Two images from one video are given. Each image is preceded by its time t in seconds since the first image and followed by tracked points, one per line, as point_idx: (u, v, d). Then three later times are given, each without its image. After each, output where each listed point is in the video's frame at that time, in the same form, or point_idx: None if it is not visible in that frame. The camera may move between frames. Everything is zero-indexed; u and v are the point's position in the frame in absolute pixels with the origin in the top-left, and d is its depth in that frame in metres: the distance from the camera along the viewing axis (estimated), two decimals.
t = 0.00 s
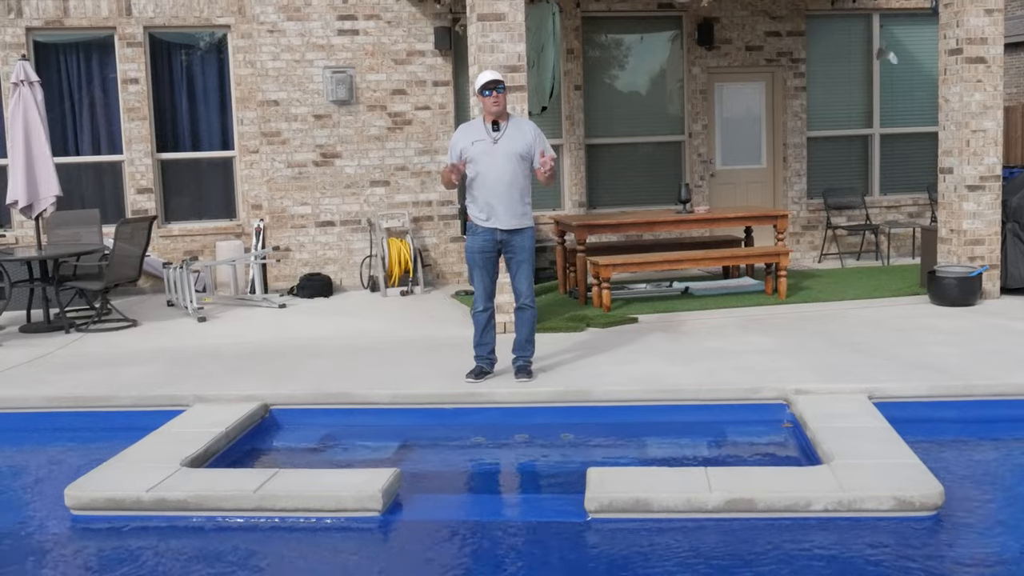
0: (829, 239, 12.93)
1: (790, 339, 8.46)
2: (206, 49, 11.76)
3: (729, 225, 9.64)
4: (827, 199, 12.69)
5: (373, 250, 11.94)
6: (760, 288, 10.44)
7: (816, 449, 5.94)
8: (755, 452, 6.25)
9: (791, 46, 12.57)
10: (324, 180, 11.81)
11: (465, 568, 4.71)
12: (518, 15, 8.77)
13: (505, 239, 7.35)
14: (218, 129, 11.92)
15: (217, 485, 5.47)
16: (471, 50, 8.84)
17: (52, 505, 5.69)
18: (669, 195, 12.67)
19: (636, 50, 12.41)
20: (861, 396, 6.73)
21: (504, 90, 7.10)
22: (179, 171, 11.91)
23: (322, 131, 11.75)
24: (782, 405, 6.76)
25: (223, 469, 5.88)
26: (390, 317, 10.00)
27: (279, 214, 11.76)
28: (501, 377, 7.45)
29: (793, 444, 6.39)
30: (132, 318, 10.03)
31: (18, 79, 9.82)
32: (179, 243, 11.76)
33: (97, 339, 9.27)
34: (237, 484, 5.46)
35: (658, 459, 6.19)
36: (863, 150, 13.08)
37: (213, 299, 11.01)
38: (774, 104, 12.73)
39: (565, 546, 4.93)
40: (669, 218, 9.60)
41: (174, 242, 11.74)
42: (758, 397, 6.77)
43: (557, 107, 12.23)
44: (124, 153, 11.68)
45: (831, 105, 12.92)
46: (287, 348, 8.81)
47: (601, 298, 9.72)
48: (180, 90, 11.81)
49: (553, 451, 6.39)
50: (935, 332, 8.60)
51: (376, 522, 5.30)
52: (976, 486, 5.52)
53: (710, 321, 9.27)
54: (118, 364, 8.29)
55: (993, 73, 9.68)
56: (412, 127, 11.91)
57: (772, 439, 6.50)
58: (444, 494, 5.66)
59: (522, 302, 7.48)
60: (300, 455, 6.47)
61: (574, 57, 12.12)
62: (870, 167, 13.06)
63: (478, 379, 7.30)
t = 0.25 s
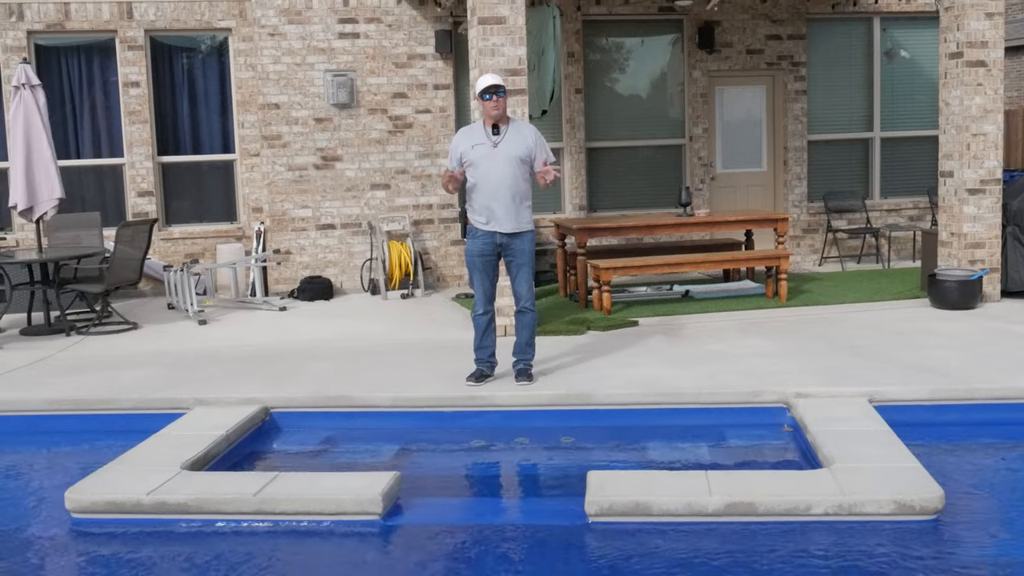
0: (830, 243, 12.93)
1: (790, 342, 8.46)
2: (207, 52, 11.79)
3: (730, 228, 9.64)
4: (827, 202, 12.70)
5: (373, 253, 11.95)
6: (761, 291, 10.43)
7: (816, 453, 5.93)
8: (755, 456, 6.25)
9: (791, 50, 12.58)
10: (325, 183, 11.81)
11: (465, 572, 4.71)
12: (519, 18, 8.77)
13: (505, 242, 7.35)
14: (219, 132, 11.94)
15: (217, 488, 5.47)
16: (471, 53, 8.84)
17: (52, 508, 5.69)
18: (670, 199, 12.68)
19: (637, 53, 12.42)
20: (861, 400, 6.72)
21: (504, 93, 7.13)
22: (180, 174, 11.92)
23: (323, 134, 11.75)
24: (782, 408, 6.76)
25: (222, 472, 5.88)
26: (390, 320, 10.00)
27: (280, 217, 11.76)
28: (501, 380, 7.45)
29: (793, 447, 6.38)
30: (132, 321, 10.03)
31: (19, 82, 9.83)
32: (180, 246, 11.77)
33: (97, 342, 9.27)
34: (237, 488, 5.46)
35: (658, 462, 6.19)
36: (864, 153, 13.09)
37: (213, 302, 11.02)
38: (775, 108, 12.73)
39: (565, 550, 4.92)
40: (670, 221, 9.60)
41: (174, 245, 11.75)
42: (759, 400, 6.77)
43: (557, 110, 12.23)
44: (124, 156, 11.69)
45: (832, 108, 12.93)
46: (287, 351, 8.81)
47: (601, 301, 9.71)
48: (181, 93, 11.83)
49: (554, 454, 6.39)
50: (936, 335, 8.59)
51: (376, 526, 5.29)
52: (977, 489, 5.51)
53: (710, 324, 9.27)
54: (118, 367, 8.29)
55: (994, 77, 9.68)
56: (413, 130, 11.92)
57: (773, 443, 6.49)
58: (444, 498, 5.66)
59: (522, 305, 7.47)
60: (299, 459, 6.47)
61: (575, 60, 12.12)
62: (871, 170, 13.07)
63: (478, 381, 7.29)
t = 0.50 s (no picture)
0: (829, 246, 12.94)
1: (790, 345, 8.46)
2: (208, 54, 11.79)
3: (729, 231, 9.65)
4: (827, 205, 12.71)
5: (373, 255, 11.95)
6: (761, 294, 10.44)
7: (815, 456, 5.93)
8: (755, 458, 6.25)
9: (791, 52, 12.59)
10: (324, 185, 11.81)
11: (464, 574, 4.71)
12: (519, 21, 8.78)
13: (504, 245, 7.35)
14: (219, 133, 11.94)
15: (217, 490, 5.47)
16: (472, 56, 8.85)
17: (51, 509, 5.69)
18: (669, 202, 12.68)
19: (637, 55, 12.42)
20: (861, 403, 6.72)
21: (504, 96, 7.13)
22: (180, 175, 11.92)
23: (323, 136, 11.76)
24: (781, 411, 6.76)
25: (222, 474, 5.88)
26: (390, 322, 10.00)
27: (280, 219, 11.76)
28: (500, 382, 7.45)
29: (792, 450, 6.38)
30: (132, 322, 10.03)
31: (19, 83, 9.82)
32: (179, 247, 11.77)
33: (96, 343, 9.27)
34: (237, 489, 5.46)
35: (657, 464, 6.20)
36: (864, 156, 13.09)
37: (213, 303, 11.02)
38: (775, 111, 12.74)
39: (564, 552, 4.93)
40: (670, 224, 9.61)
41: (174, 246, 11.74)
42: (758, 403, 6.77)
43: (557, 112, 12.24)
44: (124, 157, 11.69)
45: (832, 111, 12.94)
46: (286, 353, 8.81)
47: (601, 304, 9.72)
48: (181, 95, 11.83)
49: (553, 456, 6.39)
50: (935, 338, 8.60)
51: (375, 527, 5.29)
52: (976, 492, 5.51)
53: (710, 327, 9.27)
54: (117, 368, 8.29)
55: (994, 80, 9.69)
56: (413, 132, 11.92)
57: (772, 445, 6.49)
58: (444, 499, 5.66)
59: (522, 308, 7.48)
60: (299, 460, 6.47)
61: (575, 63, 12.12)
62: (870, 173, 13.08)
63: (477, 384, 7.28)
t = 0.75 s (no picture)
0: (830, 246, 12.93)
1: (790, 345, 8.46)
2: (208, 53, 11.79)
3: (730, 231, 9.64)
4: (828, 205, 12.71)
5: (373, 254, 11.95)
6: (761, 293, 10.43)
7: (815, 456, 5.93)
8: (754, 458, 6.24)
9: (792, 52, 12.58)
10: (325, 185, 11.81)
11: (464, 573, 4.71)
12: (519, 20, 8.77)
13: (504, 244, 7.35)
14: (220, 133, 11.94)
15: (217, 489, 5.47)
16: (472, 55, 8.84)
17: (51, 508, 5.69)
18: (670, 201, 12.68)
19: (638, 55, 12.42)
20: (861, 402, 6.72)
21: (504, 95, 7.12)
22: (180, 175, 11.92)
23: (323, 136, 11.75)
24: (781, 411, 6.75)
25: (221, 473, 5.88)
26: (390, 321, 10.00)
27: (280, 218, 11.76)
28: (500, 382, 7.44)
29: (793, 450, 6.38)
30: (132, 321, 10.03)
31: (20, 83, 9.83)
32: (179, 246, 11.77)
33: (96, 342, 9.26)
34: (237, 489, 5.46)
35: (657, 464, 6.20)
36: (864, 156, 13.08)
37: (213, 303, 11.02)
38: (776, 111, 12.74)
39: (563, 552, 4.92)
40: (670, 223, 9.61)
41: (174, 246, 11.75)
42: (758, 403, 6.77)
43: (558, 112, 12.24)
44: (125, 157, 11.69)
45: (832, 111, 12.93)
46: (286, 352, 8.81)
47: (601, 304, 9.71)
48: (182, 94, 11.83)
49: (553, 456, 6.39)
50: (936, 338, 8.59)
51: (374, 527, 5.28)
52: (976, 492, 5.51)
53: (710, 327, 9.27)
54: (117, 367, 8.29)
55: (995, 80, 9.68)
56: (414, 132, 11.92)
57: (772, 445, 6.49)
58: (444, 499, 5.66)
59: (522, 307, 7.50)
60: (299, 459, 6.47)
61: (575, 63, 12.12)
62: (871, 173, 13.07)
63: (478, 383, 7.28)
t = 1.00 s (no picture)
0: (830, 245, 12.93)
1: (790, 343, 8.45)
2: (209, 52, 11.79)
3: (730, 229, 9.64)
4: (828, 204, 12.72)
5: (373, 253, 11.95)
6: (762, 292, 10.43)
7: (816, 454, 5.93)
8: (755, 457, 6.24)
9: (792, 51, 12.58)
10: (325, 183, 11.81)
11: (464, 572, 4.70)
12: (520, 19, 8.76)
13: (504, 243, 7.34)
14: (220, 131, 11.94)
15: (217, 488, 5.47)
16: (472, 53, 8.84)
17: (50, 507, 5.68)
18: (670, 200, 12.68)
19: (638, 54, 12.42)
20: (861, 401, 6.71)
21: (504, 94, 7.13)
22: (180, 173, 11.92)
23: (324, 134, 11.75)
24: (782, 409, 6.75)
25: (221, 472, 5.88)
26: (390, 320, 10.00)
27: (281, 217, 11.75)
28: (500, 381, 7.44)
29: (793, 449, 6.38)
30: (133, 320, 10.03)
31: (21, 81, 9.83)
32: (180, 245, 11.77)
33: (97, 341, 9.26)
34: (237, 487, 5.46)
35: (657, 463, 6.19)
36: (865, 155, 13.08)
37: (214, 301, 11.02)
38: (776, 109, 12.74)
39: (563, 551, 4.92)
40: (671, 222, 9.61)
41: (175, 244, 11.75)
42: (759, 402, 6.77)
43: (558, 111, 12.23)
44: (125, 155, 11.69)
45: (832, 110, 12.93)
46: (286, 351, 8.80)
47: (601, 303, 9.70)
48: (182, 92, 11.83)
49: (553, 454, 6.38)
50: (936, 337, 8.58)
51: (375, 525, 5.28)
52: (976, 492, 5.51)
53: (710, 326, 9.27)
54: (117, 366, 8.28)
55: (995, 79, 9.68)
56: (414, 130, 11.91)
57: (772, 444, 6.48)
58: (444, 498, 5.66)
59: (522, 305, 7.50)
60: (299, 458, 6.47)
61: (575, 61, 12.12)
62: (871, 172, 13.07)
63: (478, 382, 7.28)
